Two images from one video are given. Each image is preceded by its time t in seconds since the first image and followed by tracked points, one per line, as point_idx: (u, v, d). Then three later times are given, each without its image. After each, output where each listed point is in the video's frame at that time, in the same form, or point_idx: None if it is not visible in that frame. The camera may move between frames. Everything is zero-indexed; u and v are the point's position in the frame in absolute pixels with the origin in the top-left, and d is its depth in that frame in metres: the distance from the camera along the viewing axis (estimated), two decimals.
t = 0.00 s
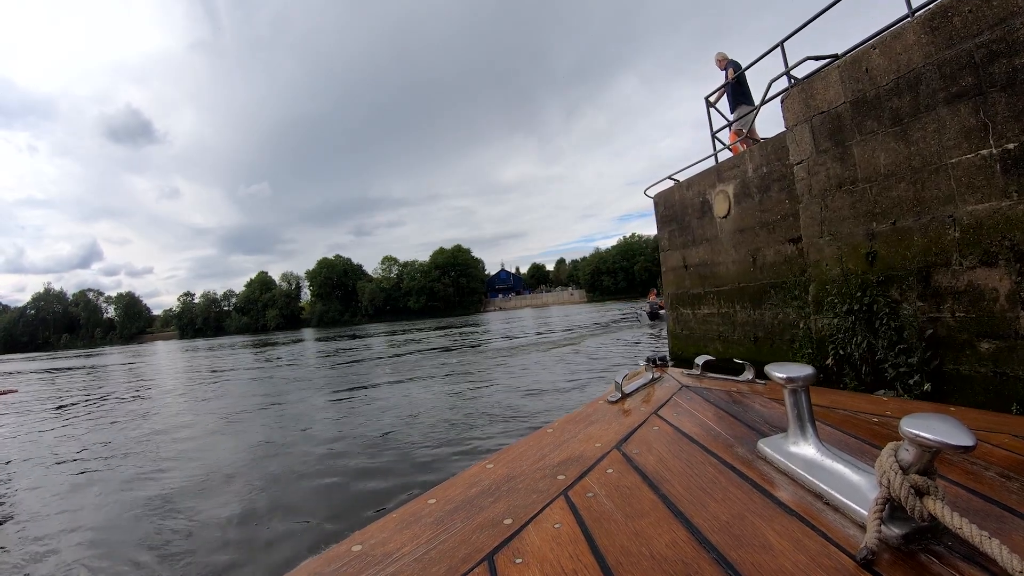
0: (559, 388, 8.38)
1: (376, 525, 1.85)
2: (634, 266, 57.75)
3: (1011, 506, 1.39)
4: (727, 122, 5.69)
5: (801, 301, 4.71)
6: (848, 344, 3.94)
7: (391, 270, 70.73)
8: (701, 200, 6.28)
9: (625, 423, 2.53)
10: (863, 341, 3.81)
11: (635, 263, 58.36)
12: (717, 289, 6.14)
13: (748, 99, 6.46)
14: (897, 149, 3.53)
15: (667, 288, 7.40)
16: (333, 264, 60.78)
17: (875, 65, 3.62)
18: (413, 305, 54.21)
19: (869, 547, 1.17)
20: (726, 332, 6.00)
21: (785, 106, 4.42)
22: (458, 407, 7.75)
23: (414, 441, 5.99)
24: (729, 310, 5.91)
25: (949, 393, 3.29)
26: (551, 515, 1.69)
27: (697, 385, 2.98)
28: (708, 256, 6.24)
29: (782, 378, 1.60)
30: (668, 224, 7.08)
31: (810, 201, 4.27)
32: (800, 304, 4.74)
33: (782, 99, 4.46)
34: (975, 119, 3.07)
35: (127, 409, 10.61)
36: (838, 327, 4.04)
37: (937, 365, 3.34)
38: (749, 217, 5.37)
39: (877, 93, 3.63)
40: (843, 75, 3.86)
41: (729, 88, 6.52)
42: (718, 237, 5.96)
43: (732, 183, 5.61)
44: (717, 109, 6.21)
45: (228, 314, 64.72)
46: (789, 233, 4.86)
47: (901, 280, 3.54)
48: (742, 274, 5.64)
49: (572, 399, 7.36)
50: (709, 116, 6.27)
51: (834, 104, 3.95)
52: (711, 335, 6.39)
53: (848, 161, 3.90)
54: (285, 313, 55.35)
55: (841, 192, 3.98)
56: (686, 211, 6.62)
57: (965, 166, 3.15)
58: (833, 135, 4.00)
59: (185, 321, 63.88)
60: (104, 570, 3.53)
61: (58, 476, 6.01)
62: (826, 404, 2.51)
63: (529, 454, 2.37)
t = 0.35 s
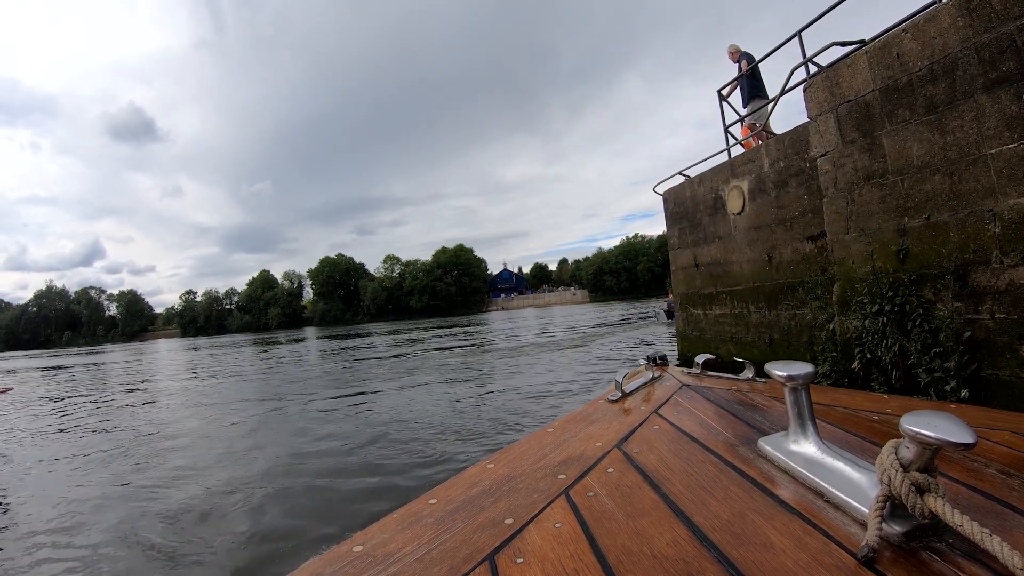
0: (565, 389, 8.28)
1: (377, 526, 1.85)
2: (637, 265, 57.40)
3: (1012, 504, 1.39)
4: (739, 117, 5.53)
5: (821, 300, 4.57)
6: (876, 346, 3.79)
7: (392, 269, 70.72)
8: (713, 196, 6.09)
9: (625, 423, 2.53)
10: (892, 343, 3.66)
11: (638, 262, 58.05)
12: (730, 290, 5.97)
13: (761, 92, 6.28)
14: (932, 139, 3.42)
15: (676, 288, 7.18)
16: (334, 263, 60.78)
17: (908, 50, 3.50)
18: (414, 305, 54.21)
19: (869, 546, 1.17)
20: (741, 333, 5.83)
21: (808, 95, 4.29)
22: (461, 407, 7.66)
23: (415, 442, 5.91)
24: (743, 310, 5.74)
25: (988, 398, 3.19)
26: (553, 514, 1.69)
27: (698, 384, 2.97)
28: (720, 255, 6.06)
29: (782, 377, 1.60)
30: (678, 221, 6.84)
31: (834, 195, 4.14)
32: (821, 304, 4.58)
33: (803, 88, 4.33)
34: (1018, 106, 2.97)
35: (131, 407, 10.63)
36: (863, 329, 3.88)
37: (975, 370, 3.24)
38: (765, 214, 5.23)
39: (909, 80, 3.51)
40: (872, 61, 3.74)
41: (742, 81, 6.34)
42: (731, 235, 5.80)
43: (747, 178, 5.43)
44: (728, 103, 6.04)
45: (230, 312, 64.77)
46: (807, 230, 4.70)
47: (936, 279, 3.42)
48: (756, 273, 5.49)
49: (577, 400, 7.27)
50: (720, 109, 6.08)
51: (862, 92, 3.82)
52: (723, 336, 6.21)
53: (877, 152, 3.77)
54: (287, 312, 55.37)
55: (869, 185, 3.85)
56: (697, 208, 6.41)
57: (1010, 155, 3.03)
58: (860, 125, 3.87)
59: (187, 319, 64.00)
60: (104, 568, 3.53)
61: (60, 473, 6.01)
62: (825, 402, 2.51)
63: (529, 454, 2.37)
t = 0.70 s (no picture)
0: (567, 391, 8.13)
1: (376, 525, 1.85)
2: (641, 265, 56.93)
3: (1011, 505, 1.39)
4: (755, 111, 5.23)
5: (843, 302, 4.09)
6: (910, 351, 3.45)
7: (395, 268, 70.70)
8: (726, 193, 5.54)
9: (625, 423, 2.53)
10: (928, 347, 3.30)
11: (641, 263, 57.62)
12: (745, 290, 5.41)
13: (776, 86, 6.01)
14: (971, 128, 3.07)
15: (688, 287, 6.58)
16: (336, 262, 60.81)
17: (944, 33, 3.16)
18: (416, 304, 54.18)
19: (868, 547, 1.17)
20: (752, 335, 5.34)
21: (832, 84, 3.92)
22: (461, 409, 7.52)
23: (412, 445, 5.80)
24: (756, 311, 5.23)
25: None
26: (552, 514, 1.70)
27: (697, 384, 2.97)
28: (735, 253, 5.50)
29: (781, 377, 1.60)
30: (690, 218, 6.28)
31: (861, 188, 3.77)
32: (840, 306, 4.14)
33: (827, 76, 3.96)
34: None
35: (131, 406, 10.60)
36: (895, 331, 3.54)
37: (1018, 376, 2.90)
38: (783, 211, 4.73)
39: (944, 67, 3.17)
40: (904, 46, 3.39)
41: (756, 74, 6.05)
42: (746, 233, 5.26)
43: (764, 172, 4.92)
44: (742, 96, 5.75)
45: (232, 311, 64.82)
46: (827, 228, 4.23)
47: (979, 277, 3.07)
48: (773, 272, 4.97)
49: (580, 403, 7.12)
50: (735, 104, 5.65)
51: (892, 79, 3.47)
52: (736, 338, 5.67)
53: (909, 143, 3.41)
54: (288, 311, 55.32)
55: (902, 178, 3.47)
56: (710, 204, 5.86)
57: None
58: (892, 114, 3.50)
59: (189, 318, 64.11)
60: (103, 566, 3.54)
61: (57, 472, 6.00)
62: (825, 403, 2.51)
63: (528, 454, 2.37)
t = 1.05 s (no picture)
0: (572, 391, 8.06)
1: (371, 525, 1.85)
2: (644, 265, 56.81)
3: (1008, 511, 1.39)
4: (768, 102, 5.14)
5: (867, 302, 3.86)
6: (945, 353, 3.18)
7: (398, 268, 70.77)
8: (740, 188, 5.44)
9: (623, 424, 2.53)
10: (966, 352, 3.04)
11: (644, 263, 57.40)
12: (760, 289, 5.22)
13: (791, 78, 5.79)
14: (1010, 115, 2.87)
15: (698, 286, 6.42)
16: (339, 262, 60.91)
17: (983, 12, 2.96)
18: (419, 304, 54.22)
19: (864, 551, 1.17)
20: (767, 335, 5.15)
21: (857, 70, 3.75)
22: (464, 410, 7.47)
23: (414, 447, 5.77)
24: (773, 310, 5.02)
25: None
26: (549, 515, 1.70)
27: (696, 387, 2.97)
28: (749, 250, 5.33)
29: (780, 381, 1.60)
30: (701, 215, 6.19)
31: (890, 180, 3.57)
32: (863, 305, 3.94)
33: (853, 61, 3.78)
34: None
35: (136, 406, 10.64)
36: (928, 331, 3.27)
37: None
38: (800, 205, 4.58)
39: (982, 48, 2.98)
40: (937, 27, 3.19)
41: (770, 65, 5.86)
42: (762, 229, 5.11)
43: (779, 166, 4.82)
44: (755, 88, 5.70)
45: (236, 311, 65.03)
46: (849, 224, 4.06)
47: None
48: (789, 270, 4.79)
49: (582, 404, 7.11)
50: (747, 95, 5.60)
51: (924, 64, 3.28)
52: (750, 340, 5.44)
53: (944, 131, 3.21)
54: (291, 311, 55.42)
55: (936, 168, 3.25)
56: (721, 200, 5.74)
57: None
58: (925, 100, 3.29)
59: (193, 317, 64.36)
60: (103, 567, 3.55)
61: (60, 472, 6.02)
62: (823, 407, 2.51)
63: (526, 454, 2.37)
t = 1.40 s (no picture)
0: (581, 391, 8.05)
1: (372, 524, 1.86)
2: (649, 265, 56.63)
3: (1007, 512, 1.39)
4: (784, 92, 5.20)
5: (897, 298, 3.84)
6: (989, 354, 2.99)
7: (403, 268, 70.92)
8: (755, 180, 5.53)
9: (622, 424, 2.54)
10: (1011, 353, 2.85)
11: (649, 262, 57.19)
12: (777, 286, 5.34)
13: (807, 65, 5.72)
14: None
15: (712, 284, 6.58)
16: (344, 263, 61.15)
17: None
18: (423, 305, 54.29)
19: (864, 552, 1.17)
20: (783, 334, 5.28)
21: (886, 52, 3.58)
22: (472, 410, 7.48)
23: (419, 447, 5.77)
24: (791, 309, 5.13)
25: None
26: (548, 515, 1.70)
27: (695, 387, 2.98)
28: (765, 247, 5.46)
29: (779, 381, 1.60)
30: (714, 210, 6.32)
31: (923, 168, 3.40)
32: (891, 302, 4.01)
33: (881, 43, 3.62)
34: None
35: (148, 406, 10.78)
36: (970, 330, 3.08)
37: None
38: (819, 198, 4.65)
39: None
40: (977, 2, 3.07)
41: (785, 53, 5.83)
42: (779, 224, 5.21)
43: (795, 160, 4.89)
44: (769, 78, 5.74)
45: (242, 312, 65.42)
46: (873, 218, 4.12)
47: None
48: (809, 266, 4.87)
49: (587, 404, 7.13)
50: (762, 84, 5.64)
51: (959, 43, 3.14)
52: (766, 340, 5.58)
53: (983, 115, 3.09)
54: (296, 311, 55.71)
55: (975, 154, 3.11)
56: (735, 193, 5.86)
57: None
58: (961, 82, 3.17)
59: (199, 318, 64.82)
60: (108, 567, 3.58)
61: (68, 473, 6.08)
62: (822, 408, 2.51)
63: (526, 455, 2.38)
